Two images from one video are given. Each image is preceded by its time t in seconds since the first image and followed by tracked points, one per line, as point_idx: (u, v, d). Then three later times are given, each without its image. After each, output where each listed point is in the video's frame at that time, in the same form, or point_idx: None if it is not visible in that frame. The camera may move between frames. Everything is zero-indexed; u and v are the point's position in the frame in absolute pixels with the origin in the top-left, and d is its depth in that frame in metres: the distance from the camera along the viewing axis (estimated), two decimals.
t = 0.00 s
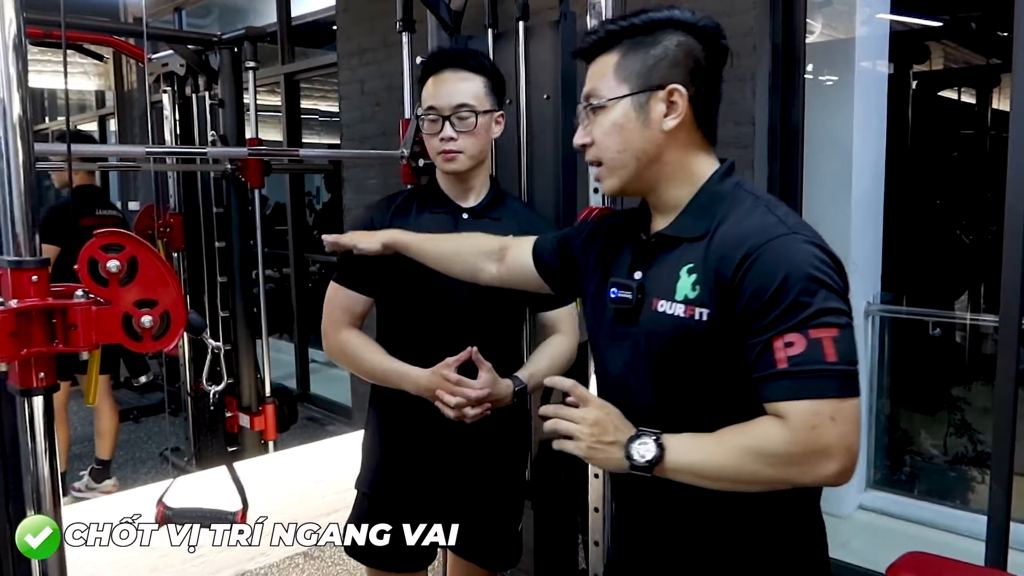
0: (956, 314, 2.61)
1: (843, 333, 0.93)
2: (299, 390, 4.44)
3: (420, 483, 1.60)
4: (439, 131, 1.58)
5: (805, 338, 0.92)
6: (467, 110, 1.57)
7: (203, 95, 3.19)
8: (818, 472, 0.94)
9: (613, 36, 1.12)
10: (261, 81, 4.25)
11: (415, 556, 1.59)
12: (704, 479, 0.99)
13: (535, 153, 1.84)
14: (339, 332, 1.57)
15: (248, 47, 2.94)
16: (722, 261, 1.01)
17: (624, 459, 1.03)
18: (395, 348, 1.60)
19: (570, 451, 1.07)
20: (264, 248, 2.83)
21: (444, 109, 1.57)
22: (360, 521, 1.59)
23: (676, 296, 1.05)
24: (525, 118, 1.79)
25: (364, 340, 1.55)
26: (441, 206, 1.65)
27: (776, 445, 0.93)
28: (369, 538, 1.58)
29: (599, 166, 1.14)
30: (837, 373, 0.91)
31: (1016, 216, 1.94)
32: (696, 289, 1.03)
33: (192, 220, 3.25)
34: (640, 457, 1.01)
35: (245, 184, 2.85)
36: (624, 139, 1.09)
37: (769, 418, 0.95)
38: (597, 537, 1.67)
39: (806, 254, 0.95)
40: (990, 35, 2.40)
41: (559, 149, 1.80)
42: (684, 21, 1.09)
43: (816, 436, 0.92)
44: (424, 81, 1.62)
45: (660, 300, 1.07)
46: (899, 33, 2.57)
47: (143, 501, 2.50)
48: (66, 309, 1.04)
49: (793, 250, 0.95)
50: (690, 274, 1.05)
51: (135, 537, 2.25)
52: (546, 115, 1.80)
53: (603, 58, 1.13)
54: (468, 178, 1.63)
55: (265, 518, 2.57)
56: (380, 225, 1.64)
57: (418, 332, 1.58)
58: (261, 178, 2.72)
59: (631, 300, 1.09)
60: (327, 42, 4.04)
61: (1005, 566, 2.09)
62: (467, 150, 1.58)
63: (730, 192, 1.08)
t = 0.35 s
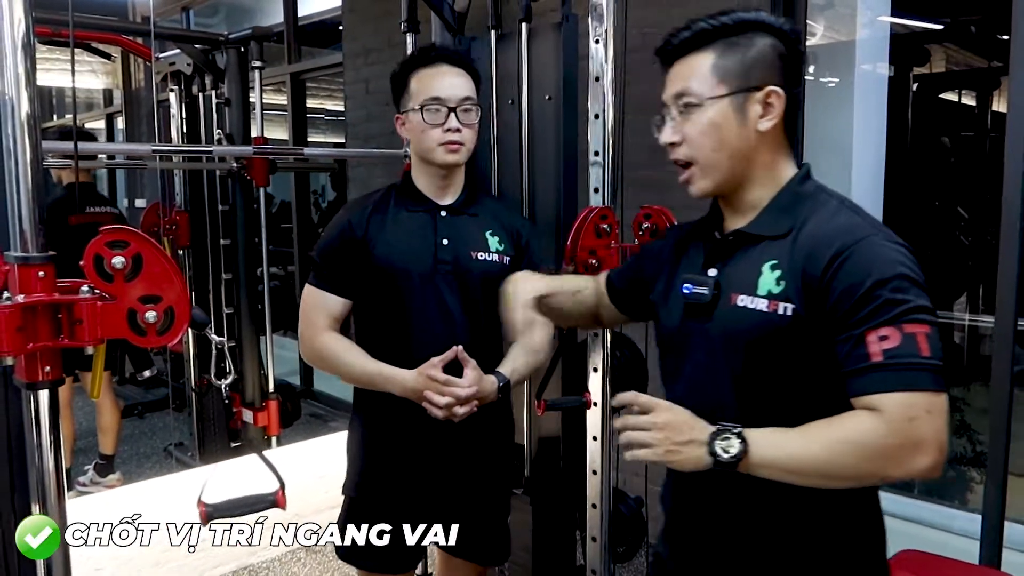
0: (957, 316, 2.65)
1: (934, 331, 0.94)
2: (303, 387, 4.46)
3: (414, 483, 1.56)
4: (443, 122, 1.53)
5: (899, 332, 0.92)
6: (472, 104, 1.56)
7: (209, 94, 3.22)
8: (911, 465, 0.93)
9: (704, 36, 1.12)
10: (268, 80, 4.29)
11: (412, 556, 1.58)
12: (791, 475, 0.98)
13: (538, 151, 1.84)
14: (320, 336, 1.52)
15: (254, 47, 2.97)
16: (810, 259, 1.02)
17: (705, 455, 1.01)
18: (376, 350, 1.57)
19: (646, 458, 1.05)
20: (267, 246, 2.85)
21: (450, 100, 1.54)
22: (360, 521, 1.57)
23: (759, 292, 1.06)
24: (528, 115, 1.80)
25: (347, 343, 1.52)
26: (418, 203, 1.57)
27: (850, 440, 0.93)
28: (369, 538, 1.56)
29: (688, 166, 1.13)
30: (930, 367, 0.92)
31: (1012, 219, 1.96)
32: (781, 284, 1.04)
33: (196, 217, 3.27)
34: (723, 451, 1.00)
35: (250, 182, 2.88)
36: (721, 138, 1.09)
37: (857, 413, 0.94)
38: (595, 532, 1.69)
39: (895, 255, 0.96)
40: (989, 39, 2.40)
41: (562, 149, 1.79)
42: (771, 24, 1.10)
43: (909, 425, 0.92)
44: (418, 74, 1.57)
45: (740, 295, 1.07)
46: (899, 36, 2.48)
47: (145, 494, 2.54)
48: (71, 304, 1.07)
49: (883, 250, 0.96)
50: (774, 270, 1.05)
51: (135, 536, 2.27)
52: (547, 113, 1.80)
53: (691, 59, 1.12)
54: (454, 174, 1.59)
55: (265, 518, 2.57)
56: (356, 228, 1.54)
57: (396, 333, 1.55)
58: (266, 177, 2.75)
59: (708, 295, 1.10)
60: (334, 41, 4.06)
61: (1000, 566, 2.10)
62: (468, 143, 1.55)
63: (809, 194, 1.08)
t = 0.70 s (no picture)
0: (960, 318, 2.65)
1: None
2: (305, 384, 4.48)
3: (411, 482, 1.56)
4: (432, 119, 1.53)
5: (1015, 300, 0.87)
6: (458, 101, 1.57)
7: (213, 92, 3.23)
8: None
9: (806, 31, 1.08)
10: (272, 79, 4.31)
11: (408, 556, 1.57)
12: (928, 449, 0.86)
13: (540, 151, 1.84)
14: (311, 341, 1.49)
15: (258, 46, 2.98)
16: (902, 260, 1.00)
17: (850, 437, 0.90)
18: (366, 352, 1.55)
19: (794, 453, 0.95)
20: (270, 244, 2.87)
21: (438, 97, 1.54)
22: (360, 520, 1.55)
23: (846, 297, 1.03)
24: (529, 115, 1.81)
25: (340, 348, 1.49)
26: (402, 202, 1.56)
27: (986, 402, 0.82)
28: (369, 538, 1.55)
29: (780, 164, 1.10)
30: None
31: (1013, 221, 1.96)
32: (869, 289, 1.01)
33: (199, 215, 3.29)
34: (856, 427, 0.88)
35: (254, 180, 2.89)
36: (823, 140, 1.06)
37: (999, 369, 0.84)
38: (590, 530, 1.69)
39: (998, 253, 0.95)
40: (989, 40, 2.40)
41: (563, 150, 1.79)
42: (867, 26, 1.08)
43: None
44: (400, 73, 1.57)
45: (825, 299, 1.05)
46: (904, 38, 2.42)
47: (144, 492, 2.55)
48: (74, 301, 1.07)
49: (985, 245, 0.95)
50: (861, 275, 1.03)
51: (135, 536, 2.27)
52: (550, 114, 1.81)
53: (787, 56, 1.09)
54: (438, 173, 1.59)
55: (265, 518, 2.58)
56: (344, 231, 1.51)
57: (387, 335, 1.53)
58: (270, 175, 2.76)
59: (789, 298, 1.08)
60: (338, 41, 4.08)
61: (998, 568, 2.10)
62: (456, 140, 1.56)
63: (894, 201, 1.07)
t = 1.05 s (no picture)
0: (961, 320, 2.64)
1: None
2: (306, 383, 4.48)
3: (408, 482, 1.56)
4: (422, 108, 1.53)
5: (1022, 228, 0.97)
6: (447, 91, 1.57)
7: (214, 91, 3.23)
8: None
9: (833, 27, 1.10)
10: (272, 78, 4.31)
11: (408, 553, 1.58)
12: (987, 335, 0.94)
13: (539, 151, 1.84)
14: (304, 343, 1.49)
15: (258, 44, 2.98)
16: (910, 232, 1.08)
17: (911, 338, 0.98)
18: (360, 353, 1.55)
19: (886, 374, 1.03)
20: (270, 242, 2.87)
21: (428, 87, 1.55)
22: (360, 521, 1.55)
23: (856, 272, 1.10)
24: (529, 115, 1.81)
25: (334, 350, 1.49)
26: (395, 200, 1.56)
27: None
28: (369, 538, 1.55)
29: (792, 156, 1.12)
30: None
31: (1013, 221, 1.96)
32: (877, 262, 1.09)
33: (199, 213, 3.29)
34: (912, 325, 0.96)
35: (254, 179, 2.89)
36: (839, 137, 1.09)
37: None
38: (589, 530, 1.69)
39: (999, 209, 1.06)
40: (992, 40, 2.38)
41: (563, 150, 1.79)
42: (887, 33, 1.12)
43: None
44: (388, 71, 1.58)
45: (835, 278, 1.11)
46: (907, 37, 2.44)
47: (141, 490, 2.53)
48: (74, 299, 1.07)
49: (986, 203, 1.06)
50: (866, 251, 1.10)
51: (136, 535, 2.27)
52: (550, 113, 1.81)
53: (800, 53, 1.12)
54: (430, 164, 1.59)
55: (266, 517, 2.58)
56: (337, 230, 1.50)
57: (382, 334, 1.53)
58: (270, 174, 2.77)
59: (797, 284, 1.13)
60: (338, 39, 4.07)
61: (999, 568, 2.10)
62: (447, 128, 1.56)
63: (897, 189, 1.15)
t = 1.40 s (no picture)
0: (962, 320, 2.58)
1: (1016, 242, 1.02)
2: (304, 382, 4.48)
3: (406, 481, 1.56)
4: (419, 108, 1.53)
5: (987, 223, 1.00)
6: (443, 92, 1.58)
7: (212, 90, 3.23)
8: None
9: (808, 37, 1.12)
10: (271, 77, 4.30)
11: (406, 552, 1.59)
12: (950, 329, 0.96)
13: (538, 151, 1.84)
14: (299, 343, 1.48)
15: (257, 44, 2.97)
16: (882, 231, 1.10)
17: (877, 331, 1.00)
18: (357, 352, 1.56)
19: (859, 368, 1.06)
20: (268, 242, 2.86)
21: (426, 88, 1.55)
22: (359, 521, 1.56)
23: (829, 269, 1.12)
24: (527, 115, 1.81)
25: (330, 350, 1.49)
26: (389, 200, 1.56)
27: (994, 279, 0.92)
28: (369, 538, 1.55)
29: (777, 158, 1.12)
30: None
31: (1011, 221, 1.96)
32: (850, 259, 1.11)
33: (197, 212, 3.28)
34: (881, 319, 0.98)
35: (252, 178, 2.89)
36: (820, 141, 1.11)
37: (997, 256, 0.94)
38: (588, 530, 1.69)
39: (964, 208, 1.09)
40: (993, 42, 2.33)
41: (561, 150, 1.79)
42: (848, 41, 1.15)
43: None
44: (383, 72, 1.57)
45: (810, 274, 1.13)
46: (903, 38, 2.48)
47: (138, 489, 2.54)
48: (72, 298, 1.07)
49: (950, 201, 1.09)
50: (839, 249, 1.12)
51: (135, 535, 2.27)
52: (549, 114, 1.81)
53: (777, 62, 1.13)
54: (426, 165, 1.59)
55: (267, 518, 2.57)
56: (332, 230, 1.50)
57: (379, 333, 1.53)
58: (267, 173, 2.76)
59: (775, 281, 1.15)
60: (337, 39, 4.07)
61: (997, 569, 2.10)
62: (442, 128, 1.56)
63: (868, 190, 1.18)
